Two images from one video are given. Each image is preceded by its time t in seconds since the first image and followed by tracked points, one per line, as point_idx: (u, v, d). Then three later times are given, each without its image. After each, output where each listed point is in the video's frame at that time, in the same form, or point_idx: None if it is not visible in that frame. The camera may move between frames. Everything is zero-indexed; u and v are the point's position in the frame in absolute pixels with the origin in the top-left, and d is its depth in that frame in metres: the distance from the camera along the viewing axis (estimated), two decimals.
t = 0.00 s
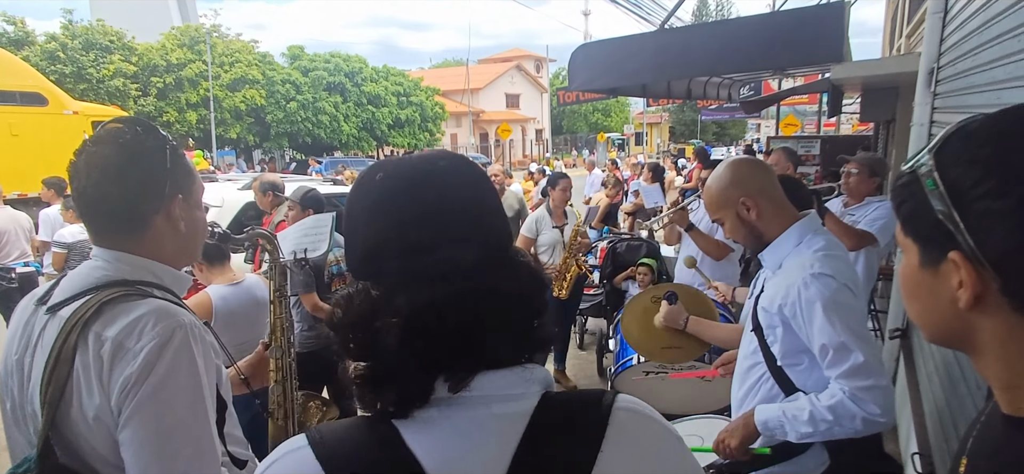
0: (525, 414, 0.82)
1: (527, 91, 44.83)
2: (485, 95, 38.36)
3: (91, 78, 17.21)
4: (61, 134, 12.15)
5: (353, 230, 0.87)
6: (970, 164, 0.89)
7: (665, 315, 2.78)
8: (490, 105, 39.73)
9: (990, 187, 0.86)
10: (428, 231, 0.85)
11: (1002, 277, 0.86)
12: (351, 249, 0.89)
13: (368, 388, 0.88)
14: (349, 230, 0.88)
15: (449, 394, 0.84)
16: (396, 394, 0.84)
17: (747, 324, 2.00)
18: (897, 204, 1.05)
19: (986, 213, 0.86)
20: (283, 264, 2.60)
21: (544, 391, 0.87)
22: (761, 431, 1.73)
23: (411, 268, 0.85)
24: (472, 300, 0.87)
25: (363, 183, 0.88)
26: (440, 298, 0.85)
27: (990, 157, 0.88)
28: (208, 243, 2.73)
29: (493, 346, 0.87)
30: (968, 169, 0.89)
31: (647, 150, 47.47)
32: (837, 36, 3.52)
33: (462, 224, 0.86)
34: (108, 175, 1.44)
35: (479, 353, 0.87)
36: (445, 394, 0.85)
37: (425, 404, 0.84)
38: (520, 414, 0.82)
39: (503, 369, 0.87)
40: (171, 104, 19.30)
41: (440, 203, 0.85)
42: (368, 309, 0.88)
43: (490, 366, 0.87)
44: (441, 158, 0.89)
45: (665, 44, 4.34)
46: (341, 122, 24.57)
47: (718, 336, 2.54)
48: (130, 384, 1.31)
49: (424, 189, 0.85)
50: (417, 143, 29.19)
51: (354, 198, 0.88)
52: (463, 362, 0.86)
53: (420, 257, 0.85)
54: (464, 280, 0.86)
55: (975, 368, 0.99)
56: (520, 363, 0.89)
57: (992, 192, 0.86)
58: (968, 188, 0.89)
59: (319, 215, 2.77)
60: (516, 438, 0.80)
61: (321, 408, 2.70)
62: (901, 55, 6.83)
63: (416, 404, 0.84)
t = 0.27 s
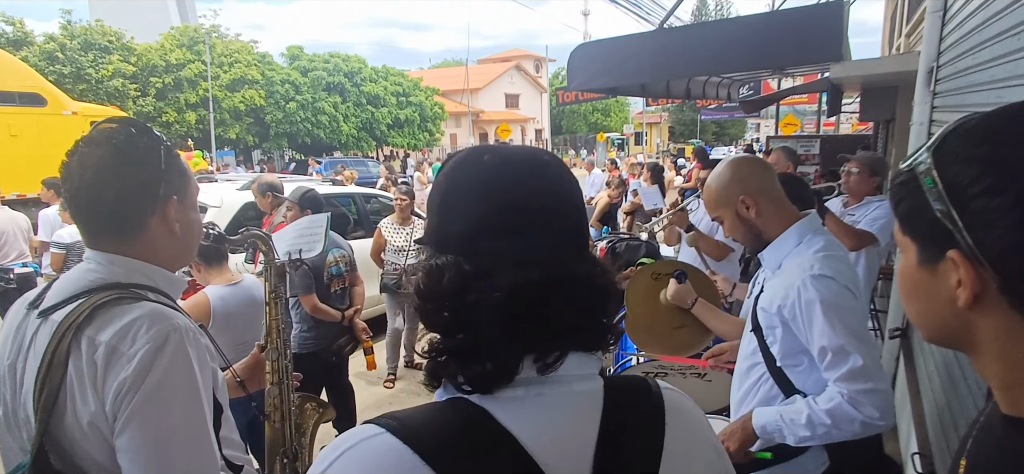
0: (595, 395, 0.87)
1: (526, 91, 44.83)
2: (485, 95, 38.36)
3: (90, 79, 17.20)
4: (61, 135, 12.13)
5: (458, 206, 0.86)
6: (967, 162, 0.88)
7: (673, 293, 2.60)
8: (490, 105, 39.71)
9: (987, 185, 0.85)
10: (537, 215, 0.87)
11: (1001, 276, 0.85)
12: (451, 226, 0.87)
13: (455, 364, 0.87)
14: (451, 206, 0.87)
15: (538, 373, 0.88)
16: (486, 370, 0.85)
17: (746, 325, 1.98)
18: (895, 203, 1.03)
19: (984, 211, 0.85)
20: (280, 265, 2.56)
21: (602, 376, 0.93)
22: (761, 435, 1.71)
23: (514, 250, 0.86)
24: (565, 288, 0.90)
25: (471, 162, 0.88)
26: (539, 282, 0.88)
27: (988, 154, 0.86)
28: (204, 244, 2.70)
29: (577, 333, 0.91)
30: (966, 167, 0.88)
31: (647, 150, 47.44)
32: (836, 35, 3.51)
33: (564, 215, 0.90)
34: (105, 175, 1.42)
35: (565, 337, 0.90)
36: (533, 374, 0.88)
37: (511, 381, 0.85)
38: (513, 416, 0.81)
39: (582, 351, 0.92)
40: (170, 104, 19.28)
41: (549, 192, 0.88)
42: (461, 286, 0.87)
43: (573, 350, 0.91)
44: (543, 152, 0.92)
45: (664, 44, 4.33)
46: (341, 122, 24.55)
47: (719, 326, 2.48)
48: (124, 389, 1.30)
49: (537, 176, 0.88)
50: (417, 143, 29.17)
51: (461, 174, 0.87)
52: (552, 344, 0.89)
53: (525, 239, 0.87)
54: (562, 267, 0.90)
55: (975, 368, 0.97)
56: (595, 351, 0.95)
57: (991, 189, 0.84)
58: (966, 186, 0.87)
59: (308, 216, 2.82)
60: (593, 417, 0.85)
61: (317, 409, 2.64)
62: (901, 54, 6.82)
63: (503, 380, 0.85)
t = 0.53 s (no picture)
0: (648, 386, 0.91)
1: (526, 91, 44.83)
2: (485, 95, 38.35)
3: (89, 79, 17.19)
4: (60, 135, 12.13)
5: (536, 199, 0.85)
6: (968, 162, 0.87)
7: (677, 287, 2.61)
8: (490, 104, 39.71)
9: (987, 185, 0.85)
10: (607, 216, 0.88)
11: (1000, 276, 0.85)
12: (525, 219, 0.85)
13: (532, 352, 0.85)
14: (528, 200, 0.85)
15: (610, 361, 0.88)
16: (561, 356, 0.83)
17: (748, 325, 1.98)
18: (895, 203, 1.03)
19: (984, 212, 0.84)
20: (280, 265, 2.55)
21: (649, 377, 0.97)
22: (767, 438, 1.71)
23: (592, 246, 0.86)
24: (634, 285, 0.91)
25: (540, 162, 0.88)
26: (614, 277, 0.88)
27: (989, 154, 0.86)
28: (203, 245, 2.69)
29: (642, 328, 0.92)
30: (966, 167, 0.87)
31: (647, 150, 47.42)
32: (836, 34, 3.51)
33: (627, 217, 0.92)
34: (105, 177, 1.42)
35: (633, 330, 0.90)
36: (604, 362, 0.88)
37: (584, 369, 0.85)
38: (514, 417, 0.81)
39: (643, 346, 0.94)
40: (169, 104, 19.27)
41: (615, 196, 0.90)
42: (541, 276, 0.85)
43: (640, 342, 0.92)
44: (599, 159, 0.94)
45: (664, 43, 4.33)
46: (341, 122, 24.55)
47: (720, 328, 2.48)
48: (124, 393, 1.30)
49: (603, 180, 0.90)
50: (417, 143, 29.16)
51: (532, 171, 0.87)
52: (622, 337, 0.89)
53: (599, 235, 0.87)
54: (628, 264, 0.91)
55: (974, 369, 0.97)
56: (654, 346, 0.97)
57: (991, 189, 0.84)
58: (966, 185, 0.87)
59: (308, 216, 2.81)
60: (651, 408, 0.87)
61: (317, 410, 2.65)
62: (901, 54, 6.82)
63: (579, 367, 0.84)
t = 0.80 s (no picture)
0: (666, 398, 0.90)
1: (525, 91, 44.85)
2: (483, 95, 38.36)
3: (88, 80, 17.17)
4: (59, 136, 12.12)
5: (572, 203, 0.86)
6: (968, 168, 0.88)
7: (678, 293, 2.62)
8: (488, 105, 39.71)
9: (989, 190, 0.84)
10: (640, 225, 0.89)
11: (1002, 282, 0.85)
12: (562, 222, 0.85)
13: (557, 358, 0.83)
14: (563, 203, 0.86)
15: (636, 371, 0.88)
16: (589, 364, 0.82)
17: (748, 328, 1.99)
18: (895, 208, 1.03)
19: (984, 217, 0.85)
20: (280, 268, 2.56)
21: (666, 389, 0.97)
22: (766, 440, 1.71)
23: (629, 251, 0.87)
24: (665, 295, 0.92)
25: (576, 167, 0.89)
26: (646, 285, 0.89)
27: (990, 159, 0.86)
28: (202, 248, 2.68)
29: (671, 338, 0.92)
30: (967, 173, 0.88)
31: (645, 149, 47.42)
32: (835, 34, 3.52)
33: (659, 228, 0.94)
34: (106, 181, 1.42)
35: (662, 339, 0.91)
36: (630, 373, 0.88)
37: (611, 379, 0.84)
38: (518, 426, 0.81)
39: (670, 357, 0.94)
40: (168, 105, 19.26)
41: (648, 206, 0.92)
42: (572, 281, 0.84)
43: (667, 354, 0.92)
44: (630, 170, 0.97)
45: (663, 44, 4.33)
46: (339, 123, 24.54)
47: (719, 333, 2.49)
48: (125, 400, 1.30)
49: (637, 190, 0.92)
50: (415, 143, 29.14)
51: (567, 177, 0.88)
52: (651, 346, 0.89)
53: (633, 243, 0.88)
54: (660, 275, 0.92)
55: (975, 374, 0.97)
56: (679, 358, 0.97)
57: (991, 195, 0.84)
58: (967, 191, 0.87)
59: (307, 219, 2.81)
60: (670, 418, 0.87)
61: (317, 413, 2.71)
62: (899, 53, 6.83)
63: (605, 377, 0.83)
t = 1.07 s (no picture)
0: (667, 422, 0.90)
1: (523, 91, 44.83)
2: (482, 95, 38.34)
3: (85, 82, 17.14)
4: (57, 138, 12.08)
5: (560, 218, 0.83)
6: (970, 172, 0.88)
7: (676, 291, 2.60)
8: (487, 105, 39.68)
9: (991, 194, 0.84)
10: (633, 241, 0.87)
11: (1004, 287, 0.85)
12: (556, 235, 0.83)
13: (542, 386, 0.83)
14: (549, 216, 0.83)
15: (629, 400, 0.87)
16: (579, 392, 0.81)
17: (749, 329, 1.99)
18: (897, 212, 1.03)
19: (987, 221, 0.84)
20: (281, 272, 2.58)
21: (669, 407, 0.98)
22: (769, 443, 1.70)
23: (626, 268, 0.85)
24: (664, 314, 0.90)
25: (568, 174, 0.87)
26: (640, 307, 0.86)
27: (992, 163, 0.86)
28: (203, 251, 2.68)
29: (665, 361, 0.90)
30: (969, 176, 0.88)
31: (644, 150, 47.42)
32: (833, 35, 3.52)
33: (656, 242, 0.91)
34: (112, 186, 1.42)
35: (654, 365, 0.89)
36: (624, 402, 0.87)
37: (602, 409, 0.83)
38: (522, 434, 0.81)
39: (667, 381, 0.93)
40: (166, 107, 19.22)
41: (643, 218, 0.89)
42: (556, 306, 0.83)
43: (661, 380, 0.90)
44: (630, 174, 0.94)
45: (662, 44, 4.33)
46: (337, 124, 24.51)
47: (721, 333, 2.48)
48: (130, 406, 1.30)
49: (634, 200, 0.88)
50: (414, 144, 29.12)
51: (559, 186, 0.85)
52: (644, 371, 0.88)
53: (625, 262, 0.85)
54: (654, 294, 0.89)
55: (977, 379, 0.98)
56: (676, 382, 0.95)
57: (993, 199, 0.84)
58: (969, 195, 0.87)
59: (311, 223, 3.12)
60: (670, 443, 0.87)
61: (320, 418, 2.72)
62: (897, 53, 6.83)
63: (596, 407, 0.82)
